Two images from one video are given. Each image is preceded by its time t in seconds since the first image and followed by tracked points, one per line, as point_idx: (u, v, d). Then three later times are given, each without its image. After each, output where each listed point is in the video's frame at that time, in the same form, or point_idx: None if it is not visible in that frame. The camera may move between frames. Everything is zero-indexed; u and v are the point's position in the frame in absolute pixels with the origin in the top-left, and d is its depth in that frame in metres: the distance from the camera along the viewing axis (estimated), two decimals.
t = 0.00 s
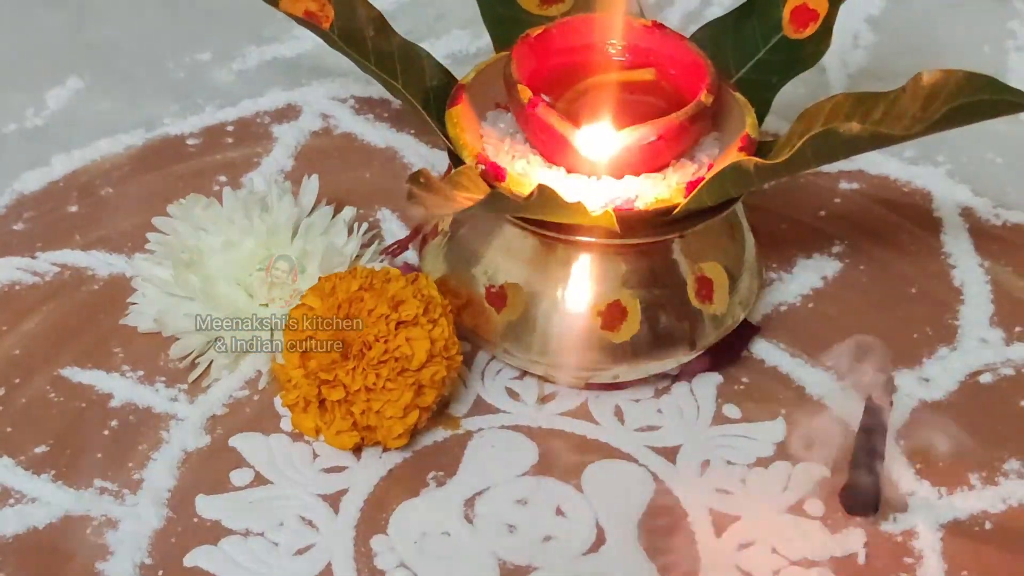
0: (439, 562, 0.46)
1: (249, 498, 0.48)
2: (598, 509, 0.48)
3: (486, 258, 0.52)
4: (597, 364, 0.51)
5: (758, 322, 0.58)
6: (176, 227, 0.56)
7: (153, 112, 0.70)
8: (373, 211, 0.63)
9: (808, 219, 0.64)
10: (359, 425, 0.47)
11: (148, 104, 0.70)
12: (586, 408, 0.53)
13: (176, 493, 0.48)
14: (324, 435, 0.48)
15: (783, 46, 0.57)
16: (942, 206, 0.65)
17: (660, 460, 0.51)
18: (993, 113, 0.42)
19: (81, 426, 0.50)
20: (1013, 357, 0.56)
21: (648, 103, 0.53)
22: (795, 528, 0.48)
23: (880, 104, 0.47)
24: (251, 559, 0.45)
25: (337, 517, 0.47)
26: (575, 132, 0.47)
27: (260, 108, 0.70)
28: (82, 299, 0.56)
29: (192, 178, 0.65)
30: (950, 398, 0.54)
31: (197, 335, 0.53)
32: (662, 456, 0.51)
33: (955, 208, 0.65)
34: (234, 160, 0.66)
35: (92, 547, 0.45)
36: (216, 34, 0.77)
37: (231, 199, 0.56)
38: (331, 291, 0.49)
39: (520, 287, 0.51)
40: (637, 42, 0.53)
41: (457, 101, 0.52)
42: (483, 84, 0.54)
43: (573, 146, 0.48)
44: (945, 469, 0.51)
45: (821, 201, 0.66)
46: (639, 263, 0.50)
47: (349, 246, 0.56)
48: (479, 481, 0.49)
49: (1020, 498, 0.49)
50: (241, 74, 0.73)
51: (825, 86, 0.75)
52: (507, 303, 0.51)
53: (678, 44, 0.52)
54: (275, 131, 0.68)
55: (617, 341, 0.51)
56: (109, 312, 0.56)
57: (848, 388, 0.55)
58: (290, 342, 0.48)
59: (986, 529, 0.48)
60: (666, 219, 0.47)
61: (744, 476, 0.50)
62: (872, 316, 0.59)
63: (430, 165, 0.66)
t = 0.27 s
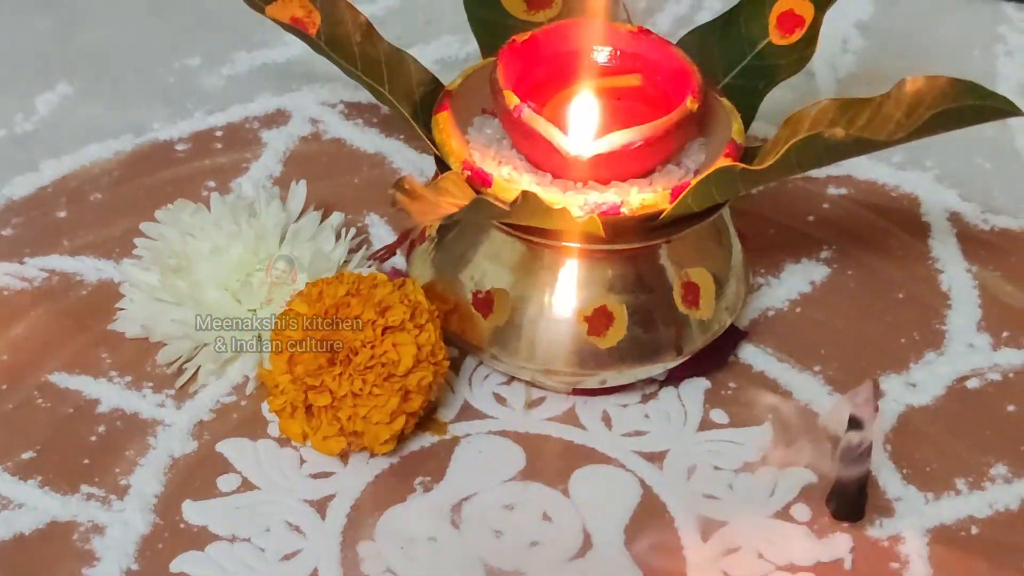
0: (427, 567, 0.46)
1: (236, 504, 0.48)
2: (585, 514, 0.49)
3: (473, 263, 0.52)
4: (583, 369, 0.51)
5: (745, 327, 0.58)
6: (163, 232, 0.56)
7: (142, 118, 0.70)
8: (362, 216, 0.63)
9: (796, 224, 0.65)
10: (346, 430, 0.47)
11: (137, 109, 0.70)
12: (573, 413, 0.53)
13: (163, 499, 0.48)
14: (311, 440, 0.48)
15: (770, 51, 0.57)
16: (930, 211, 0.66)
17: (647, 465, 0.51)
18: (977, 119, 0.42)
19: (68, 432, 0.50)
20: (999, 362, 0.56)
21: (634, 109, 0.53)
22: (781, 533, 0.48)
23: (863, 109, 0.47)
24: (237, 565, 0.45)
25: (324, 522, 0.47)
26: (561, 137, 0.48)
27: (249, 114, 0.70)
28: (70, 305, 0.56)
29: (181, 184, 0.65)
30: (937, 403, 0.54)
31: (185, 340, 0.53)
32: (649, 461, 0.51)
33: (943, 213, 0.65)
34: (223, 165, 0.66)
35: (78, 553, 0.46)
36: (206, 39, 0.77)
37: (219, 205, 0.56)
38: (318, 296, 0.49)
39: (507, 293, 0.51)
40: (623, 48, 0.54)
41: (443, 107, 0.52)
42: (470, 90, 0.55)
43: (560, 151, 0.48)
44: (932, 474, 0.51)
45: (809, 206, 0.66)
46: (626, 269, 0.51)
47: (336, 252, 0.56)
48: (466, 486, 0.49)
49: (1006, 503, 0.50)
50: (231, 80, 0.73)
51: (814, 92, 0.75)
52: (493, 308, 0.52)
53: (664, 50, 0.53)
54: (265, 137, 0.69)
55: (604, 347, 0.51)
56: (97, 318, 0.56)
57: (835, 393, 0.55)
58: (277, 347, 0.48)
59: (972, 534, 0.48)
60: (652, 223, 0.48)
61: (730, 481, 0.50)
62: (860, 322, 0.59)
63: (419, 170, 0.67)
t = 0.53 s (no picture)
0: (420, 567, 0.46)
1: (229, 503, 0.48)
2: (578, 514, 0.49)
3: (466, 263, 0.52)
4: (576, 369, 0.51)
5: (739, 328, 0.58)
6: (157, 232, 0.56)
7: (136, 117, 0.70)
8: (356, 216, 0.63)
9: (790, 224, 0.65)
10: (339, 430, 0.48)
11: (132, 109, 0.70)
12: (567, 413, 0.54)
13: (156, 498, 0.48)
14: (304, 440, 0.48)
15: (764, 51, 0.57)
16: (924, 212, 0.66)
17: (640, 464, 0.51)
18: (968, 119, 0.42)
19: (61, 432, 0.50)
20: (993, 362, 0.56)
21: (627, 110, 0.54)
22: (774, 533, 0.48)
23: (856, 110, 0.47)
24: (230, 564, 0.45)
25: (318, 522, 0.47)
26: (554, 137, 0.48)
27: (244, 114, 0.70)
28: (63, 305, 0.56)
29: (175, 183, 0.65)
30: (931, 403, 0.54)
31: (178, 340, 0.53)
32: (642, 461, 0.51)
33: (937, 213, 0.65)
34: (218, 165, 0.66)
35: (71, 552, 0.46)
36: (201, 39, 0.77)
37: (213, 204, 0.56)
38: (311, 296, 0.49)
39: (500, 292, 0.51)
40: (617, 48, 0.54)
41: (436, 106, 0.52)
42: (462, 91, 0.55)
43: (553, 151, 0.48)
44: (925, 474, 0.51)
45: (804, 207, 0.66)
46: (619, 269, 0.51)
47: (330, 251, 0.56)
48: (459, 486, 0.49)
49: (999, 503, 0.50)
50: (226, 79, 0.73)
51: (809, 92, 0.75)
52: (487, 308, 0.52)
53: (658, 50, 0.53)
54: (259, 137, 0.69)
55: (597, 347, 0.51)
56: (90, 317, 0.56)
57: (828, 393, 0.55)
58: (270, 347, 0.48)
59: (965, 534, 0.48)
60: (644, 224, 0.48)
61: (723, 481, 0.50)
62: (854, 322, 0.59)
63: (414, 170, 0.67)
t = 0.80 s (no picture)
0: (416, 566, 0.46)
1: (225, 501, 0.48)
2: (574, 512, 0.49)
3: (462, 261, 0.52)
4: (572, 367, 0.51)
5: (736, 326, 0.58)
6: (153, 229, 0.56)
7: (133, 115, 0.70)
8: (353, 214, 0.63)
9: (787, 222, 0.65)
10: (335, 428, 0.48)
11: (128, 107, 0.70)
12: (563, 412, 0.54)
13: (152, 497, 0.48)
14: (300, 438, 0.48)
15: (760, 49, 0.57)
16: (922, 210, 0.66)
17: (637, 463, 0.51)
18: (964, 116, 0.41)
19: (57, 430, 0.50)
20: (990, 361, 0.56)
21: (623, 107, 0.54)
22: (770, 531, 0.48)
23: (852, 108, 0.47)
24: (225, 563, 0.45)
25: (314, 520, 0.47)
26: (549, 135, 0.48)
27: (241, 112, 0.70)
28: (59, 303, 0.56)
29: (172, 181, 0.65)
30: (928, 402, 0.54)
31: (174, 338, 0.53)
32: (639, 459, 0.51)
33: (935, 211, 0.65)
34: (215, 163, 0.66)
35: (66, 551, 0.46)
36: (198, 36, 0.77)
37: (209, 202, 0.56)
38: (307, 295, 0.49)
39: (496, 291, 0.51)
40: (613, 45, 0.54)
41: (432, 104, 0.52)
42: (458, 89, 0.55)
43: (548, 149, 0.48)
44: (922, 472, 0.51)
45: (801, 205, 0.66)
46: (615, 267, 0.51)
47: (326, 249, 0.56)
48: (455, 484, 0.49)
49: (996, 502, 0.50)
50: (223, 77, 0.73)
51: (807, 90, 0.75)
52: (482, 306, 0.52)
53: (653, 47, 0.53)
54: (256, 135, 0.69)
55: (593, 345, 0.51)
56: (86, 316, 0.56)
57: (825, 391, 0.55)
58: (266, 346, 0.48)
59: (962, 532, 0.48)
60: (640, 222, 0.48)
61: (720, 479, 0.50)
62: (852, 321, 0.59)
63: (411, 168, 0.67)
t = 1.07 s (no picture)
0: (415, 564, 0.46)
1: (224, 499, 0.48)
2: (574, 510, 0.49)
3: (461, 259, 0.52)
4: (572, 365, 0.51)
5: (736, 324, 0.58)
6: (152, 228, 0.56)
7: (132, 112, 0.70)
8: (352, 211, 0.63)
9: (787, 220, 0.65)
10: (333, 426, 0.47)
11: (127, 104, 0.70)
12: (563, 409, 0.53)
13: (150, 495, 0.48)
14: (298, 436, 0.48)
15: (760, 46, 0.57)
16: (922, 207, 0.66)
17: (636, 460, 0.51)
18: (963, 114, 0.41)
19: (55, 428, 0.50)
20: (990, 358, 0.56)
21: (623, 103, 0.53)
22: (769, 529, 0.48)
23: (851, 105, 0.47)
24: (224, 561, 0.45)
25: (312, 518, 0.47)
26: (549, 132, 0.48)
27: (240, 109, 0.70)
28: (57, 301, 0.56)
29: (171, 179, 0.65)
30: (928, 399, 0.54)
31: (172, 336, 0.53)
32: (638, 457, 0.51)
33: (935, 209, 0.65)
34: (213, 161, 0.66)
35: (64, 549, 0.45)
36: (197, 33, 0.77)
37: (207, 199, 0.56)
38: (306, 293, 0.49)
39: (495, 288, 0.51)
40: (613, 42, 0.54)
41: (431, 101, 0.52)
42: (457, 85, 0.55)
43: (547, 146, 0.48)
44: (922, 470, 0.51)
45: (801, 202, 0.66)
46: (614, 265, 0.51)
47: (325, 247, 0.56)
48: (454, 482, 0.49)
49: (995, 499, 0.50)
50: (222, 74, 0.73)
51: (806, 87, 0.75)
52: (481, 304, 0.52)
53: (653, 44, 0.53)
54: (255, 132, 0.68)
55: (593, 343, 0.51)
56: (84, 313, 0.56)
57: (825, 389, 0.55)
58: (265, 344, 0.48)
59: (961, 530, 0.48)
60: (639, 219, 0.47)
61: (719, 477, 0.50)
62: (851, 318, 0.59)
63: (410, 166, 0.67)
